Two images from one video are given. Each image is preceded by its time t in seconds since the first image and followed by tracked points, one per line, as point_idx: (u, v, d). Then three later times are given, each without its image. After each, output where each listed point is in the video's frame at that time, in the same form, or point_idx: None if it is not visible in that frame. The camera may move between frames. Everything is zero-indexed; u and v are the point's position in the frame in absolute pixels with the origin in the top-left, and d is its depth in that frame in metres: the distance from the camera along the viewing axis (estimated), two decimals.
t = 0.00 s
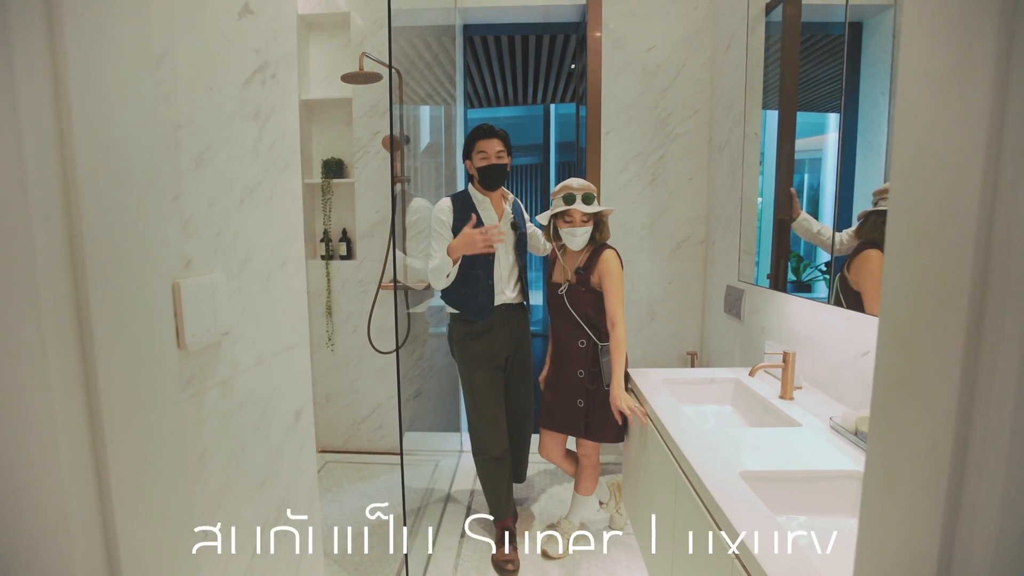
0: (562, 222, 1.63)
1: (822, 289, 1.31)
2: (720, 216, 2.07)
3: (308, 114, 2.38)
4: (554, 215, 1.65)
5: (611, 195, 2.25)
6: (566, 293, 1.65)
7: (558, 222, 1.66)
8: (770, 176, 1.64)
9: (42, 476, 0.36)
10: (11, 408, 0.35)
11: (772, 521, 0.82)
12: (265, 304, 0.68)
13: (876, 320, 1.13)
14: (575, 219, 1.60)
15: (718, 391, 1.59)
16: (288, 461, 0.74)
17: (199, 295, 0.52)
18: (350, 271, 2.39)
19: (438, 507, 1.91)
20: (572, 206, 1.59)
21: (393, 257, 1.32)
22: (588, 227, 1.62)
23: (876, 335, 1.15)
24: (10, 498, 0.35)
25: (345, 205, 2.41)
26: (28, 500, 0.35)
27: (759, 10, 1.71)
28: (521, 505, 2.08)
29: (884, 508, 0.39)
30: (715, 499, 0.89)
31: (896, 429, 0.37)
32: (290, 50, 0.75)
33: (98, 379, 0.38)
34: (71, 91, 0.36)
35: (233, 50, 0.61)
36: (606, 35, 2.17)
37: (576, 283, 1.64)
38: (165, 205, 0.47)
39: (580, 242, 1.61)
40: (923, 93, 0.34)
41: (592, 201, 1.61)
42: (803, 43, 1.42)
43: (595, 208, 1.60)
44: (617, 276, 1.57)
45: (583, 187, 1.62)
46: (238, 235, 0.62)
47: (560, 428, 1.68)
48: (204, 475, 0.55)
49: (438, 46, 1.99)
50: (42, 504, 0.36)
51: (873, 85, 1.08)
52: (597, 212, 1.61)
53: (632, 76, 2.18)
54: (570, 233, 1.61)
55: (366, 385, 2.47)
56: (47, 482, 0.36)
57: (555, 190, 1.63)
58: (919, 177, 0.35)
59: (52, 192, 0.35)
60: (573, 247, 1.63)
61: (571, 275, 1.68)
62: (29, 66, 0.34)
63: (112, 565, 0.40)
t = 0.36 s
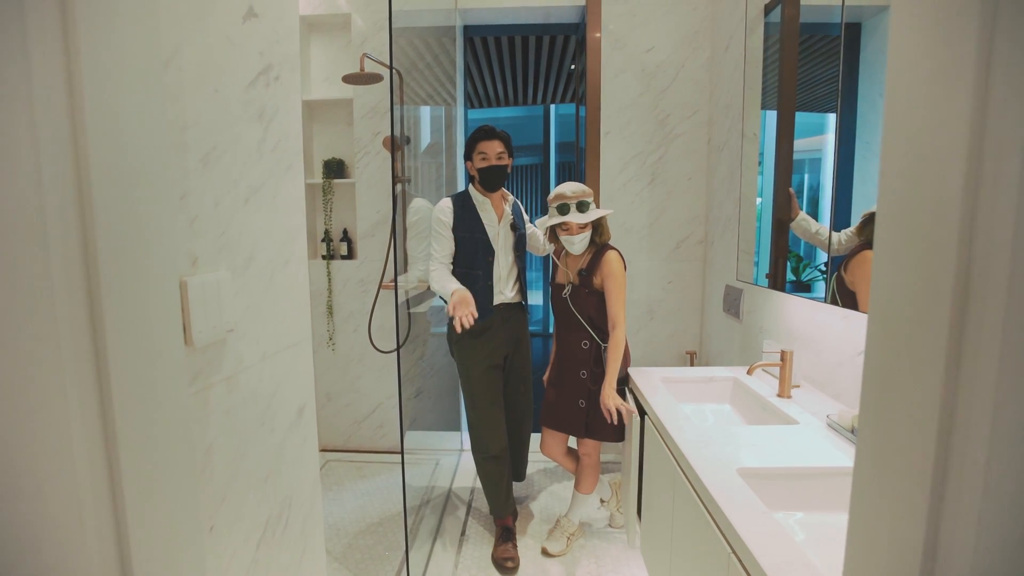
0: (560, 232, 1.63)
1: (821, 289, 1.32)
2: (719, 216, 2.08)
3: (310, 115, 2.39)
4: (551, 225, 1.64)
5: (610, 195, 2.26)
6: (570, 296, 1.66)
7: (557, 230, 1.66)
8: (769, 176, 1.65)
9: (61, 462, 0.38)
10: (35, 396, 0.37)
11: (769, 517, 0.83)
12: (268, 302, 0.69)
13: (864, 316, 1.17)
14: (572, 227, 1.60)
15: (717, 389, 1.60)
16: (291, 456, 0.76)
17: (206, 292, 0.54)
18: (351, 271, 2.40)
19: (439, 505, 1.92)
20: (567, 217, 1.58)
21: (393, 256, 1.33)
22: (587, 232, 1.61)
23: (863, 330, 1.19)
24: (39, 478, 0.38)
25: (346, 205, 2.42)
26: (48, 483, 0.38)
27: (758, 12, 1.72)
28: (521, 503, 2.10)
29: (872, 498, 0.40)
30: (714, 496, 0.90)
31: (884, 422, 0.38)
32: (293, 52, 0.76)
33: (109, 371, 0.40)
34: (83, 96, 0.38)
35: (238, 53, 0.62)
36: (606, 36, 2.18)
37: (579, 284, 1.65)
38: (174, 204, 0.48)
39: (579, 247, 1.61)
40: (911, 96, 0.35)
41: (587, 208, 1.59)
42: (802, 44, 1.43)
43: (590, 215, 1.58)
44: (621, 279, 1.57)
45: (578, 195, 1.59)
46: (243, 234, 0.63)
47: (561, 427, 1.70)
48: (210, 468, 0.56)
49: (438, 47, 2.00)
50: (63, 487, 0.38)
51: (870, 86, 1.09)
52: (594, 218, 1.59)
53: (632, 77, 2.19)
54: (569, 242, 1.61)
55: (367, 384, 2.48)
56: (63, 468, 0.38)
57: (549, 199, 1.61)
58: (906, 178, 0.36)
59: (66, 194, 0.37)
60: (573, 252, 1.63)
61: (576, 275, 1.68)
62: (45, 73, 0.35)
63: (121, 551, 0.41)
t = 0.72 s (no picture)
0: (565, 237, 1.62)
1: (821, 288, 1.32)
2: (719, 216, 2.09)
3: (311, 115, 2.40)
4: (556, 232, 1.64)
5: (610, 195, 2.26)
6: (573, 296, 1.67)
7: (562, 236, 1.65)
8: (769, 177, 1.65)
9: (67, 460, 0.38)
10: (41, 395, 0.38)
11: (768, 516, 0.83)
12: (271, 301, 0.69)
13: (861, 316, 1.18)
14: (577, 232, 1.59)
15: (718, 388, 1.60)
16: (293, 454, 0.76)
17: (210, 293, 0.54)
18: (351, 271, 2.40)
19: (439, 504, 1.93)
20: (572, 224, 1.58)
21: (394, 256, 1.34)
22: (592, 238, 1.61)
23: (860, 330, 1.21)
24: (45, 476, 0.39)
25: (346, 205, 2.43)
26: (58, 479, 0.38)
27: (757, 12, 1.72)
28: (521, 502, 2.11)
29: (868, 495, 0.40)
30: (713, 495, 0.91)
31: (880, 420, 0.39)
32: (296, 53, 0.76)
33: (117, 369, 0.40)
34: (93, 98, 0.38)
35: (242, 54, 0.63)
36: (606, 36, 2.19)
37: (582, 285, 1.65)
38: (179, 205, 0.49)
39: (584, 251, 1.61)
40: (907, 99, 0.36)
41: (593, 214, 1.59)
42: (802, 44, 1.43)
43: (595, 221, 1.58)
44: (626, 282, 1.58)
45: (582, 200, 1.59)
46: (246, 235, 0.64)
47: (562, 427, 1.71)
48: (214, 466, 0.57)
49: (439, 47, 2.00)
50: (68, 486, 0.39)
51: (870, 86, 1.10)
52: (600, 224, 1.59)
53: (632, 77, 2.19)
54: (574, 247, 1.61)
55: (367, 384, 2.48)
56: (73, 464, 0.38)
57: (554, 202, 1.61)
58: (902, 178, 0.36)
59: (76, 194, 0.38)
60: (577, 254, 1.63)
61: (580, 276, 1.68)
62: (55, 76, 0.36)
63: (128, 546, 0.42)
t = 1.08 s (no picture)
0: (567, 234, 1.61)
1: (821, 288, 1.32)
2: (719, 216, 2.08)
3: (310, 114, 2.40)
4: (557, 228, 1.64)
5: (610, 195, 2.26)
6: (575, 296, 1.66)
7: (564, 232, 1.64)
8: (769, 176, 1.65)
9: (63, 462, 0.38)
10: (38, 395, 0.38)
11: (768, 517, 0.83)
12: (269, 301, 0.69)
13: (862, 317, 1.18)
14: (580, 230, 1.58)
15: (718, 388, 1.60)
16: (292, 454, 0.76)
17: (208, 293, 0.54)
18: (351, 271, 2.40)
19: (439, 505, 1.93)
20: (573, 220, 1.57)
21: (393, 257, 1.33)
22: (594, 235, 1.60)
23: (860, 330, 1.21)
24: (41, 477, 0.38)
25: (346, 204, 2.43)
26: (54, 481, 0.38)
27: (757, 12, 1.72)
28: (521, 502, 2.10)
29: (869, 496, 0.40)
30: (713, 495, 0.91)
31: (881, 422, 0.39)
32: (294, 53, 0.76)
33: (113, 370, 0.40)
34: (89, 98, 0.38)
35: (240, 53, 0.62)
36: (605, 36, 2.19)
37: (584, 285, 1.65)
38: (177, 205, 0.49)
39: (586, 249, 1.61)
40: (907, 99, 0.36)
41: (594, 211, 1.59)
42: (802, 44, 1.43)
43: (597, 219, 1.58)
44: (629, 283, 1.57)
45: (585, 198, 1.59)
46: (244, 234, 0.64)
47: (562, 427, 1.71)
48: (212, 467, 0.57)
49: (439, 47, 2.00)
50: (65, 486, 0.38)
51: (870, 86, 1.09)
52: (602, 222, 1.59)
53: (632, 76, 2.19)
54: (576, 244, 1.60)
55: (367, 384, 2.48)
56: (69, 465, 0.38)
57: (556, 199, 1.61)
58: (902, 179, 0.36)
59: (71, 194, 0.37)
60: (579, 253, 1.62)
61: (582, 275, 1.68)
62: (50, 75, 0.36)
63: (125, 548, 0.42)
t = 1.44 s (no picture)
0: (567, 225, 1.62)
1: (821, 288, 1.32)
2: (719, 216, 2.08)
3: (310, 114, 2.39)
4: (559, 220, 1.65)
5: (610, 195, 2.26)
6: (576, 296, 1.66)
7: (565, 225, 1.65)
8: (769, 176, 1.65)
9: (59, 462, 0.38)
10: (34, 395, 0.37)
11: (769, 517, 0.83)
12: (268, 301, 0.69)
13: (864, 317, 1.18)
14: (579, 221, 1.59)
15: (718, 388, 1.60)
16: (291, 454, 0.76)
17: (206, 292, 0.54)
18: (350, 271, 2.40)
19: (439, 505, 1.93)
20: (573, 210, 1.58)
21: (392, 256, 1.34)
22: (595, 230, 1.60)
23: (862, 330, 1.20)
24: (38, 478, 0.38)
25: (346, 204, 2.43)
26: (54, 481, 0.38)
27: (757, 12, 1.72)
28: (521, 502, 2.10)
29: (871, 497, 0.40)
30: (713, 495, 0.90)
31: (883, 422, 0.38)
32: (293, 52, 0.76)
33: (109, 369, 0.40)
34: (85, 94, 0.38)
35: (238, 52, 0.62)
36: (605, 36, 2.19)
37: (586, 285, 1.64)
38: (175, 204, 0.48)
39: (586, 244, 1.60)
40: (908, 97, 0.35)
41: (596, 203, 1.59)
42: (802, 43, 1.43)
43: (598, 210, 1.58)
44: (632, 283, 1.57)
45: (587, 190, 1.60)
46: (243, 234, 0.63)
47: (562, 427, 1.70)
48: (210, 467, 0.57)
49: (438, 46, 2.00)
50: (61, 487, 0.38)
51: (871, 86, 1.09)
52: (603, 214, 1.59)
53: (632, 76, 2.19)
54: (575, 237, 1.60)
55: (367, 384, 2.48)
56: (65, 467, 0.38)
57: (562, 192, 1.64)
58: (904, 177, 0.36)
59: (67, 191, 0.37)
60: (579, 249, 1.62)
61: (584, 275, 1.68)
62: (46, 73, 0.36)
63: (122, 549, 0.41)
